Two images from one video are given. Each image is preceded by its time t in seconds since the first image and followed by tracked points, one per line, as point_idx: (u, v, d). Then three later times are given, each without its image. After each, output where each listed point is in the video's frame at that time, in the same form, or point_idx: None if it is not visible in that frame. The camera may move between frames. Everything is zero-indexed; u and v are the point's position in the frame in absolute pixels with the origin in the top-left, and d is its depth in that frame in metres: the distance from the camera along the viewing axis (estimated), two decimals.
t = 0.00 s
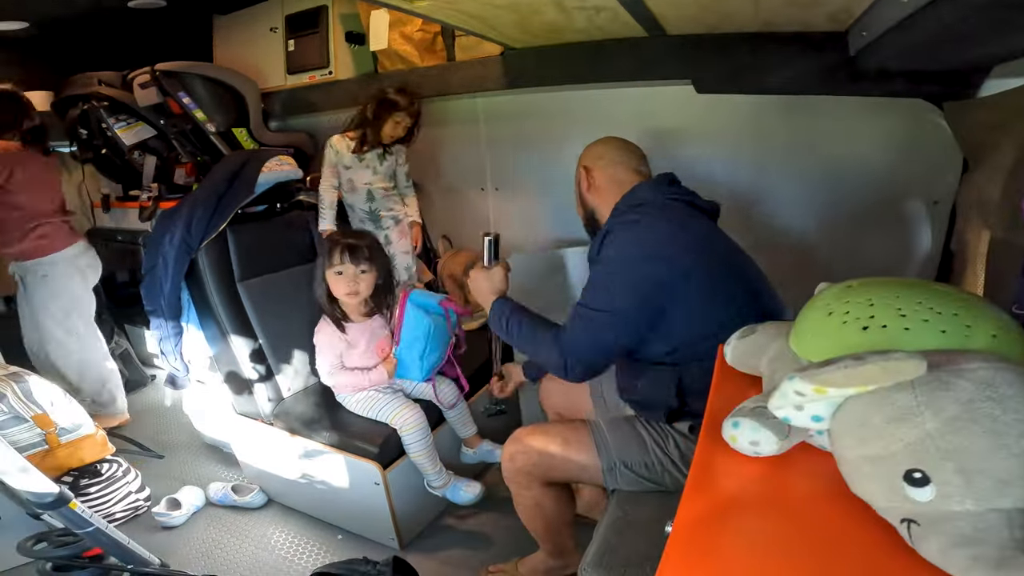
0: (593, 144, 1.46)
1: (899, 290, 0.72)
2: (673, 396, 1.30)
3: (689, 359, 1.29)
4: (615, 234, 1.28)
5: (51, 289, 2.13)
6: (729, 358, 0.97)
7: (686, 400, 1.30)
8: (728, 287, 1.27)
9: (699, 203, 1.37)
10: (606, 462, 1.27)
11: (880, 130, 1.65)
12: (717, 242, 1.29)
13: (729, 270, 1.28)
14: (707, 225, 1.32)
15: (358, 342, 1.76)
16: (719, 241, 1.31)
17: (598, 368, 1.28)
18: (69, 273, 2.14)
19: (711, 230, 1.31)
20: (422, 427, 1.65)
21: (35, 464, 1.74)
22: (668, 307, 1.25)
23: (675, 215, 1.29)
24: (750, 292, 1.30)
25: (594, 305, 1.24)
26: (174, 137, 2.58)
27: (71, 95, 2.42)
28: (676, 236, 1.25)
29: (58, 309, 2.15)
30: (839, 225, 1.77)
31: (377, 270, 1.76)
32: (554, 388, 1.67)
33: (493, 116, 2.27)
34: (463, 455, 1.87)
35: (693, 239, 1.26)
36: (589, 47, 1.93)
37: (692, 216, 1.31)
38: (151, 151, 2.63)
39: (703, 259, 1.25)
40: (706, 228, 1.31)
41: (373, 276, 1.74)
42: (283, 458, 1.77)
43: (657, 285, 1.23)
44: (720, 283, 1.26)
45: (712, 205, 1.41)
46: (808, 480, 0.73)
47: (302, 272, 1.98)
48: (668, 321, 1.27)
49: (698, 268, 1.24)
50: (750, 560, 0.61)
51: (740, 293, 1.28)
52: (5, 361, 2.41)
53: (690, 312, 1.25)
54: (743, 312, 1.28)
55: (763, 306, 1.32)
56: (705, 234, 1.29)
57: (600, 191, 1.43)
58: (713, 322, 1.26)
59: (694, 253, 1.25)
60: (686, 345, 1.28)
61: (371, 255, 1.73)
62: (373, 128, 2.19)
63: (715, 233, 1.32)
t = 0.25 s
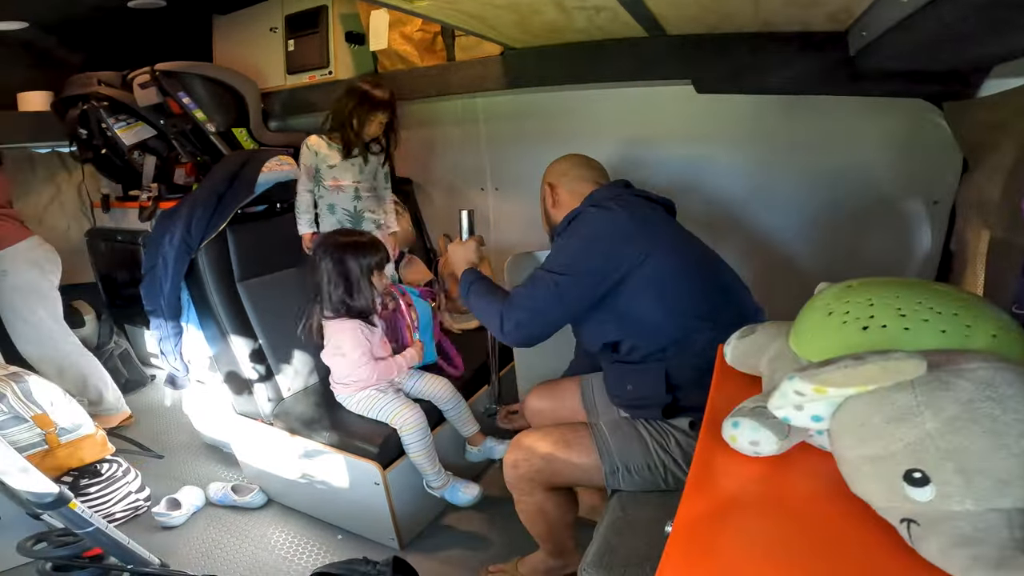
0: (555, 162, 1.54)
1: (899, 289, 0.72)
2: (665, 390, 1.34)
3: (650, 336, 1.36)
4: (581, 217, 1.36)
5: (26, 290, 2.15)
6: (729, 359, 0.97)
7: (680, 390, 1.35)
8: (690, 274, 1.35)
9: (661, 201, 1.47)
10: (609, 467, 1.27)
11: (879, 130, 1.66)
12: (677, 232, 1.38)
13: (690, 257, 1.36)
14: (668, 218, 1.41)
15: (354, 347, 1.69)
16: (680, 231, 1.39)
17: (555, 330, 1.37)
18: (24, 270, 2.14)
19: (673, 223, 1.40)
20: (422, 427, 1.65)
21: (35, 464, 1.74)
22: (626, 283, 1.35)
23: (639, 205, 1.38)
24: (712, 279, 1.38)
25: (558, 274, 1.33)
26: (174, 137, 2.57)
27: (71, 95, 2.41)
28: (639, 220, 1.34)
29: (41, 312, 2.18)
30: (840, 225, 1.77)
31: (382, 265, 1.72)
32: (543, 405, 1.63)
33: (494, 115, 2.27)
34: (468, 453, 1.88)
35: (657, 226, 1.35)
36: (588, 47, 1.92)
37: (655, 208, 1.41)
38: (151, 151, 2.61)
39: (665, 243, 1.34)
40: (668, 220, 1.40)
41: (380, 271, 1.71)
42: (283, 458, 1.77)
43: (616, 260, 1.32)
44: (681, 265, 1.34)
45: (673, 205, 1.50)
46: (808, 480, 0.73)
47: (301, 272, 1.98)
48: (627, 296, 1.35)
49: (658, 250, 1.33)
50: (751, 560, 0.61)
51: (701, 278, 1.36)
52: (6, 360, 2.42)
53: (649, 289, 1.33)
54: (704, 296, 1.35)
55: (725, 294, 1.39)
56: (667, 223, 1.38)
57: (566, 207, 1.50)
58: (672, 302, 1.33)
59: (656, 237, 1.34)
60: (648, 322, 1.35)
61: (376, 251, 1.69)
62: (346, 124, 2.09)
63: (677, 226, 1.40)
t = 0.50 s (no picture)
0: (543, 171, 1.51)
1: (898, 289, 0.72)
2: (662, 380, 1.35)
3: (649, 324, 1.37)
4: (572, 216, 1.38)
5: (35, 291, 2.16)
6: (729, 358, 0.97)
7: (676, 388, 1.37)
8: (679, 259, 1.38)
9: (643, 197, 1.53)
10: (608, 460, 1.27)
11: (878, 130, 1.66)
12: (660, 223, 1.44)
13: (677, 244, 1.40)
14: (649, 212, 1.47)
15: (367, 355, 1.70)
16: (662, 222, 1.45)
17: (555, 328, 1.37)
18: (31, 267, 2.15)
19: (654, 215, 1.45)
20: (422, 428, 1.65)
21: (35, 465, 1.74)
22: (622, 274, 1.37)
23: (623, 199, 1.43)
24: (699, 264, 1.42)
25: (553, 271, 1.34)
26: (175, 137, 2.57)
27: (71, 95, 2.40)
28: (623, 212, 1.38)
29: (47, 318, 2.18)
30: (839, 225, 1.77)
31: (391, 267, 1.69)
32: (538, 406, 1.64)
33: (494, 115, 2.27)
34: (465, 453, 1.88)
35: (641, 216, 1.40)
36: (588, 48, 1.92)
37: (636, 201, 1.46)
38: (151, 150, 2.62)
39: (652, 231, 1.38)
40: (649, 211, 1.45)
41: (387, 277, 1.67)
42: (283, 458, 1.77)
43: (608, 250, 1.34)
44: (670, 251, 1.38)
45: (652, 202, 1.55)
46: (808, 480, 0.73)
47: (301, 272, 1.98)
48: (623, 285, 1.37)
49: (648, 241, 1.36)
50: (751, 560, 0.61)
51: (690, 264, 1.40)
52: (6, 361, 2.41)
53: (642, 276, 1.36)
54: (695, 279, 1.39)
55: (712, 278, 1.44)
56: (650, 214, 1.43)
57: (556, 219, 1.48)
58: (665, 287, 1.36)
59: (644, 229, 1.37)
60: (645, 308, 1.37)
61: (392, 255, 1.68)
62: (360, 126, 2.18)
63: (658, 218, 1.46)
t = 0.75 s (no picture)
0: (546, 165, 1.54)
1: (898, 289, 0.72)
2: (667, 390, 1.35)
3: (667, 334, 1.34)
4: (579, 228, 1.37)
5: (48, 299, 2.10)
6: (729, 358, 0.97)
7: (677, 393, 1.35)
8: (694, 269, 1.35)
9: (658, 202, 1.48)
10: (614, 468, 1.27)
11: (878, 130, 1.66)
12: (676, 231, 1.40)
13: (693, 253, 1.37)
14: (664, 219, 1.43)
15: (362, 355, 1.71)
16: (678, 230, 1.41)
17: (572, 351, 1.37)
18: (54, 268, 2.10)
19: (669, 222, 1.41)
20: (422, 428, 1.65)
21: (35, 465, 1.74)
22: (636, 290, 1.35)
23: (635, 209, 1.39)
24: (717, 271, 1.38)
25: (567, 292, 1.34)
26: (175, 137, 2.57)
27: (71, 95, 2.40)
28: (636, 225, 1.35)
29: (58, 323, 2.14)
30: (839, 225, 1.77)
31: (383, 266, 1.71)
32: (539, 405, 1.64)
33: (494, 115, 2.27)
34: (465, 452, 1.88)
35: (654, 226, 1.36)
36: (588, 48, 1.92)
37: (649, 209, 1.42)
38: (151, 151, 2.60)
39: (665, 242, 1.35)
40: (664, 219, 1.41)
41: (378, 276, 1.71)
42: (283, 458, 1.77)
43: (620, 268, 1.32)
44: (685, 262, 1.34)
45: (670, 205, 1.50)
46: (809, 480, 0.73)
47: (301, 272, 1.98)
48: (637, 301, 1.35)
49: (662, 253, 1.33)
50: (751, 560, 0.61)
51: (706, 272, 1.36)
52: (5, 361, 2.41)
53: (656, 291, 1.33)
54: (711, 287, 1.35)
55: (731, 283, 1.40)
56: (664, 223, 1.39)
57: (562, 208, 1.49)
58: (681, 298, 1.33)
59: (655, 236, 1.34)
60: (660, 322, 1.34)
61: (376, 255, 1.70)
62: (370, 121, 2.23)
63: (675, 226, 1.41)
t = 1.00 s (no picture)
0: (526, 166, 1.49)
1: (898, 289, 0.72)
2: (660, 394, 1.33)
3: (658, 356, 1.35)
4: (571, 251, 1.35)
5: (45, 304, 2.10)
6: (729, 358, 0.97)
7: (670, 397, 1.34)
8: (686, 286, 1.33)
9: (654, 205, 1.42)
10: (610, 466, 1.27)
11: (878, 130, 1.66)
12: (669, 240, 1.36)
13: (685, 266, 1.34)
14: (658, 226, 1.38)
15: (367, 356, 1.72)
16: (676, 243, 1.37)
17: (558, 364, 1.40)
18: (50, 275, 2.09)
19: (663, 231, 1.37)
20: (422, 427, 1.65)
21: (34, 465, 1.74)
22: (624, 308, 1.35)
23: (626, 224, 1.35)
24: (711, 281, 1.36)
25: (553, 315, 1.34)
26: (174, 137, 2.57)
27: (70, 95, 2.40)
28: (625, 242, 1.33)
29: (57, 327, 2.14)
30: (838, 225, 1.77)
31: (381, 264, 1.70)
32: (542, 399, 1.63)
33: (494, 115, 2.27)
34: (465, 452, 1.88)
35: (644, 242, 1.33)
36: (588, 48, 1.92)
37: (643, 219, 1.38)
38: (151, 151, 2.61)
39: (656, 259, 1.32)
40: (658, 229, 1.37)
41: (378, 277, 1.70)
42: (283, 458, 1.77)
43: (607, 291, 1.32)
44: (676, 279, 1.32)
45: (667, 207, 1.44)
46: (808, 479, 0.73)
47: (301, 272, 1.98)
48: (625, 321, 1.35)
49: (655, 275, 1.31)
50: (750, 560, 0.61)
51: (699, 285, 1.34)
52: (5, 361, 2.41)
53: (646, 311, 1.33)
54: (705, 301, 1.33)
55: (726, 290, 1.38)
56: (657, 234, 1.36)
57: (556, 209, 1.46)
58: (672, 317, 1.32)
59: (650, 257, 1.32)
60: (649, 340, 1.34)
61: (381, 256, 1.70)
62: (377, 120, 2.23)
63: (669, 234, 1.37)
